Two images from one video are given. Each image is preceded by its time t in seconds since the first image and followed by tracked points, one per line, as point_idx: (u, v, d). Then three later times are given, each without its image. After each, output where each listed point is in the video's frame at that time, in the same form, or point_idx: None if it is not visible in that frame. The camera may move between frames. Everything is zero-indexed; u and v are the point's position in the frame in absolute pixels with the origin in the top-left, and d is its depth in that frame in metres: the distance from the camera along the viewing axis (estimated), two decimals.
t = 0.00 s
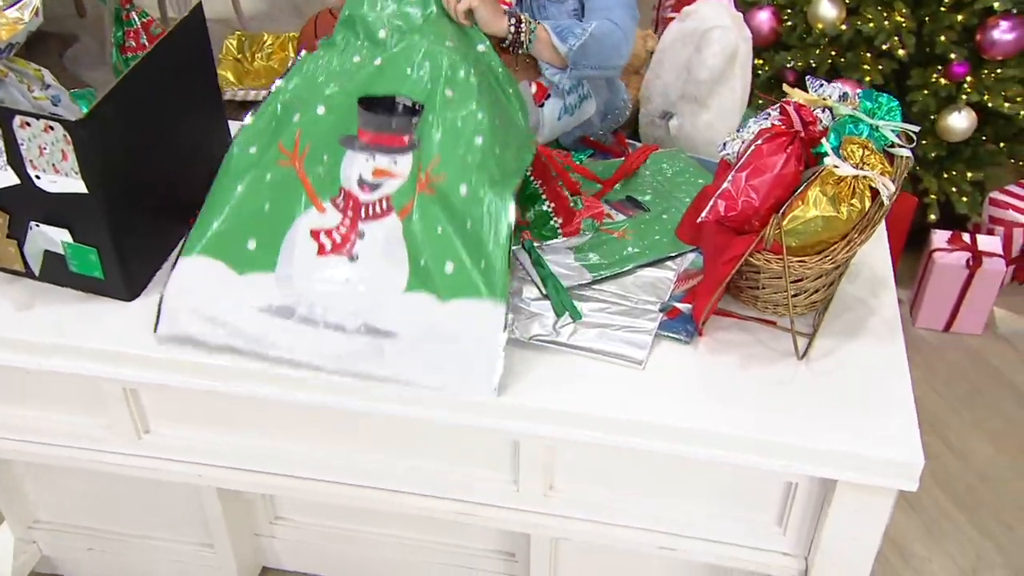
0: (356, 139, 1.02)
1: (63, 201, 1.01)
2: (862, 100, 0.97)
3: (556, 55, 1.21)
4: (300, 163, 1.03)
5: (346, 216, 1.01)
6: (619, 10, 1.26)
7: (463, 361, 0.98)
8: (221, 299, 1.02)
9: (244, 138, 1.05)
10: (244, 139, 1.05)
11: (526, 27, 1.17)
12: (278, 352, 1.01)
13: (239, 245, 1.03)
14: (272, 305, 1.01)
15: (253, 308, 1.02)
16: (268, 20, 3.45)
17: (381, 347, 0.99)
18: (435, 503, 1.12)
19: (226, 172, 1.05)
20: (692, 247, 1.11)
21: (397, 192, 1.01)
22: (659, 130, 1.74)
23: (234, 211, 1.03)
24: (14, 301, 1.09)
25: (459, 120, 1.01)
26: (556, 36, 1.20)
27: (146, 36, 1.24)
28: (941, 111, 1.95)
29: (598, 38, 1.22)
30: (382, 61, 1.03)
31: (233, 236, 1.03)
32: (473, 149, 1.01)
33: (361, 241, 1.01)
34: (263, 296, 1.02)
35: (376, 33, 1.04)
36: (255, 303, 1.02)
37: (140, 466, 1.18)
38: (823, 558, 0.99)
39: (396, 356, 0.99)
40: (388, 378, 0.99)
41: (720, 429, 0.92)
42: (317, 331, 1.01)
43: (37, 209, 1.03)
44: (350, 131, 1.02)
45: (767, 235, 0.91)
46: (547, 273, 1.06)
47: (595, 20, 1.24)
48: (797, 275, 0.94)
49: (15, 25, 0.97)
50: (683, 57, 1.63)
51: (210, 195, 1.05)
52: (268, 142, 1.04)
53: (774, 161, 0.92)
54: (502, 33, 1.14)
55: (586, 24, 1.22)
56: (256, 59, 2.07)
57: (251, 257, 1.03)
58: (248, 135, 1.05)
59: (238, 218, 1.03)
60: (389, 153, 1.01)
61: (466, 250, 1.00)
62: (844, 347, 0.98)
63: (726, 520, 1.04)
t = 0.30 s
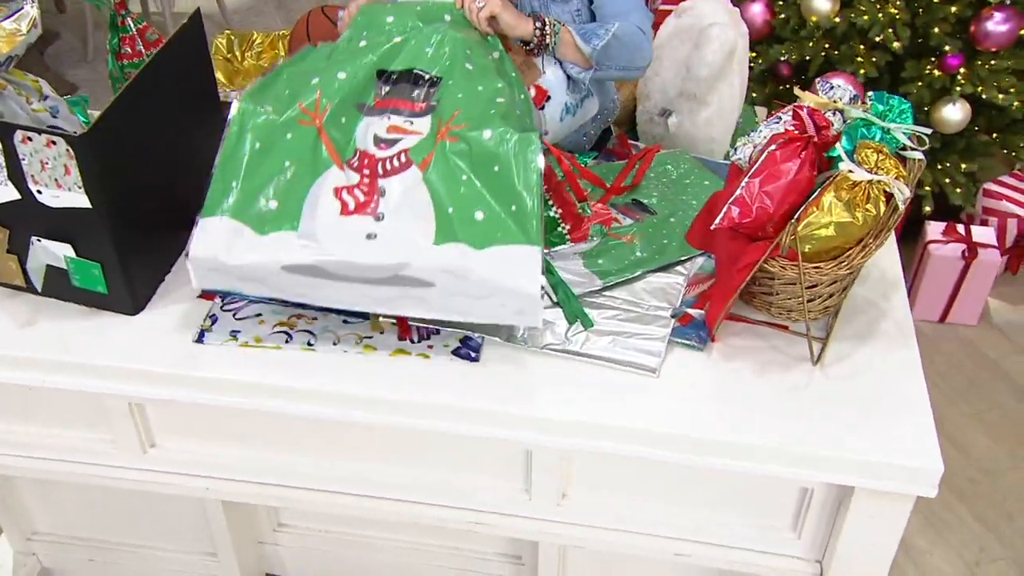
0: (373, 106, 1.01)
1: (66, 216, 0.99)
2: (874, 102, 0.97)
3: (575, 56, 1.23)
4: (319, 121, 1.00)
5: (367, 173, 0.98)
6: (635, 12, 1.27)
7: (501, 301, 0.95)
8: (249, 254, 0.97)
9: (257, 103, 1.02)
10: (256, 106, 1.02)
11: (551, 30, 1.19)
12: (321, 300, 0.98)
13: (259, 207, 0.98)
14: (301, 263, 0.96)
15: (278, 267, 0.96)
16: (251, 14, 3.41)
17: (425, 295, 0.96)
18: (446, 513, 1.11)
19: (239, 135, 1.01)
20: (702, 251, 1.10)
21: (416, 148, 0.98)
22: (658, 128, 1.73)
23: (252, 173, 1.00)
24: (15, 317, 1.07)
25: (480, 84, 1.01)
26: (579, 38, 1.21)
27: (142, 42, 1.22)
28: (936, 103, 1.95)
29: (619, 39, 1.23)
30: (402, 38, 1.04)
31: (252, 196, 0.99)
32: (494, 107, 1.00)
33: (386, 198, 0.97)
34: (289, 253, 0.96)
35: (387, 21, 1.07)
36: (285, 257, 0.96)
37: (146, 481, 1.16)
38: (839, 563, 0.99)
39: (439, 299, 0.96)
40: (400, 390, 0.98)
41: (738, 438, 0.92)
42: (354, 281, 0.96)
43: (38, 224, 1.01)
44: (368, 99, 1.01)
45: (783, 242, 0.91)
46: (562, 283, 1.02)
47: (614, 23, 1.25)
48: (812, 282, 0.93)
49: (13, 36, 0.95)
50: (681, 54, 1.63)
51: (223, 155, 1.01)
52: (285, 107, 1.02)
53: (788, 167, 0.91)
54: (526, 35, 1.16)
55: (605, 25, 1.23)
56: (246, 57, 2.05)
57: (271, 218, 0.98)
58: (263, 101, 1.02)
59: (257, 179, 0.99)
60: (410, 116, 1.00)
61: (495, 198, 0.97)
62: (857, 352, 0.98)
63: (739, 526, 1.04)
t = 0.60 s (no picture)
0: (378, 159, 1.02)
1: (81, 235, 0.97)
2: (900, 113, 0.95)
3: (571, 74, 1.23)
4: (330, 186, 1.01)
5: (388, 224, 0.98)
6: (632, 25, 1.24)
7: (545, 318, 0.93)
8: (282, 330, 0.95)
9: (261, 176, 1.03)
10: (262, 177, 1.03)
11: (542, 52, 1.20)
12: (361, 365, 0.95)
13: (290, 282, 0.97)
14: (337, 326, 0.94)
15: (316, 337, 0.94)
16: (247, 15, 3.38)
17: (468, 335, 0.93)
18: (467, 530, 1.10)
19: (251, 208, 1.00)
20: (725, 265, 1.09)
21: (431, 191, 1.00)
22: (667, 133, 1.73)
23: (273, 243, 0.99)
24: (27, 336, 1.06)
25: (479, 110, 1.04)
26: (572, 58, 1.22)
27: (150, 55, 1.20)
28: (943, 104, 1.93)
29: (613, 57, 1.22)
30: (388, 87, 1.07)
31: (278, 274, 0.97)
32: (496, 130, 1.02)
33: (412, 246, 0.97)
34: (323, 320, 0.95)
35: (368, 68, 1.10)
36: (321, 323, 0.95)
37: (161, 500, 1.15)
38: None
39: (482, 337, 0.93)
40: (424, 409, 0.97)
41: (767, 456, 0.91)
42: (391, 335, 0.94)
43: (53, 243, 0.99)
44: (371, 152, 1.03)
45: (810, 256, 0.90)
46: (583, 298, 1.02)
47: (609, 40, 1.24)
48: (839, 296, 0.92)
49: (26, 53, 0.94)
50: (690, 58, 1.62)
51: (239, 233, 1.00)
52: (289, 177, 1.03)
53: (814, 181, 0.91)
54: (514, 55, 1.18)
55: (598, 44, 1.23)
56: (249, 62, 2.03)
57: (304, 290, 0.97)
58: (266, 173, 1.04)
59: (281, 251, 0.98)
60: (416, 159, 1.01)
61: (519, 218, 0.97)
62: (884, 366, 0.98)
63: (765, 541, 1.03)
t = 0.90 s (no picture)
0: (398, 192, 1.01)
1: (111, 254, 0.96)
2: (940, 128, 0.93)
3: (573, 68, 1.21)
4: (352, 225, 0.99)
5: (416, 258, 0.98)
6: (639, 18, 1.23)
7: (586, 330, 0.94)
8: (328, 372, 0.95)
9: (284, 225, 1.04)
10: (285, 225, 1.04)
11: (539, 44, 1.17)
12: (414, 397, 0.95)
13: (326, 325, 0.96)
14: (378, 360, 0.95)
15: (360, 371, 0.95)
16: (254, 18, 3.35)
17: (509, 356, 0.94)
18: (496, 549, 1.09)
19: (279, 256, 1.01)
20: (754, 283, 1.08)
21: (453, 218, 0.99)
22: (687, 142, 1.72)
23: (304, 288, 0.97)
24: (53, 354, 1.05)
25: (490, 127, 1.01)
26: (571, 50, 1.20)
27: (174, 67, 1.20)
28: (963, 111, 1.92)
29: (614, 44, 1.19)
30: (399, 113, 1.03)
31: (312, 319, 0.96)
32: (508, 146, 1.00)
33: (443, 275, 0.97)
34: (365, 359, 0.95)
35: (376, 94, 1.08)
36: (361, 358, 0.95)
37: (186, 517, 1.13)
38: None
39: (533, 358, 0.94)
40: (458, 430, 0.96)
41: (809, 479, 0.89)
42: (439, 359, 0.95)
43: (81, 262, 0.98)
44: (388, 184, 1.01)
45: (851, 275, 0.89)
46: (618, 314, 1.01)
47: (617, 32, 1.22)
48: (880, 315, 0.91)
49: (55, 71, 0.93)
50: (711, 67, 1.61)
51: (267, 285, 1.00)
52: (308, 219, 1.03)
53: (854, 199, 0.89)
54: (512, 55, 1.15)
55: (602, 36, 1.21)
56: (263, 70, 2.02)
57: (340, 332, 0.96)
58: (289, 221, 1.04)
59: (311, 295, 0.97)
60: (433, 189, 1.01)
61: (546, 233, 0.97)
62: (922, 384, 0.97)
63: (800, 560, 1.02)
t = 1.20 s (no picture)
0: (434, 197, 0.96)
1: (142, 271, 0.95)
2: (985, 143, 0.90)
3: (590, 74, 1.19)
4: (379, 223, 0.97)
5: (436, 269, 0.94)
6: (654, 26, 1.22)
7: (594, 402, 0.90)
8: (316, 376, 0.92)
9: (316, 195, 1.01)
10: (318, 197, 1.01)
11: (558, 51, 1.16)
12: (393, 423, 0.93)
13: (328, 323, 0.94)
14: (369, 375, 0.92)
15: (350, 382, 0.92)
16: (267, 23, 3.33)
17: (503, 411, 0.91)
18: (527, 569, 1.08)
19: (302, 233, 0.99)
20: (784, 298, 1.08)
21: (488, 244, 0.95)
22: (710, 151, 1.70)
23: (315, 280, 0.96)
24: (81, 371, 1.03)
25: (549, 164, 0.99)
26: (589, 56, 1.18)
27: (201, 79, 1.18)
28: (987, 119, 1.88)
29: (632, 53, 1.18)
30: (449, 112, 1.03)
31: (318, 311, 0.94)
32: (565, 194, 0.97)
33: (457, 300, 0.93)
34: (360, 371, 0.92)
35: (424, 77, 1.10)
36: (352, 372, 0.92)
37: (211, 535, 1.12)
38: None
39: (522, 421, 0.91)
40: (494, 452, 0.95)
41: (856, 504, 0.88)
42: (434, 395, 0.92)
43: (111, 278, 0.97)
44: (426, 186, 0.97)
45: (896, 295, 0.88)
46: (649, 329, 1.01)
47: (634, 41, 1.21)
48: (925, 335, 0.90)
49: (88, 86, 0.92)
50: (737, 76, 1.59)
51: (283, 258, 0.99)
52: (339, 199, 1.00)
53: (899, 217, 0.88)
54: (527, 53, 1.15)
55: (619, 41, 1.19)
56: (280, 77, 2.01)
57: (342, 329, 0.93)
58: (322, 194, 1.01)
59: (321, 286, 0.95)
60: (472, 202, 0.95)
61: (576, 295, 0.93)
62: (967, 406, 0.96)
63: None
